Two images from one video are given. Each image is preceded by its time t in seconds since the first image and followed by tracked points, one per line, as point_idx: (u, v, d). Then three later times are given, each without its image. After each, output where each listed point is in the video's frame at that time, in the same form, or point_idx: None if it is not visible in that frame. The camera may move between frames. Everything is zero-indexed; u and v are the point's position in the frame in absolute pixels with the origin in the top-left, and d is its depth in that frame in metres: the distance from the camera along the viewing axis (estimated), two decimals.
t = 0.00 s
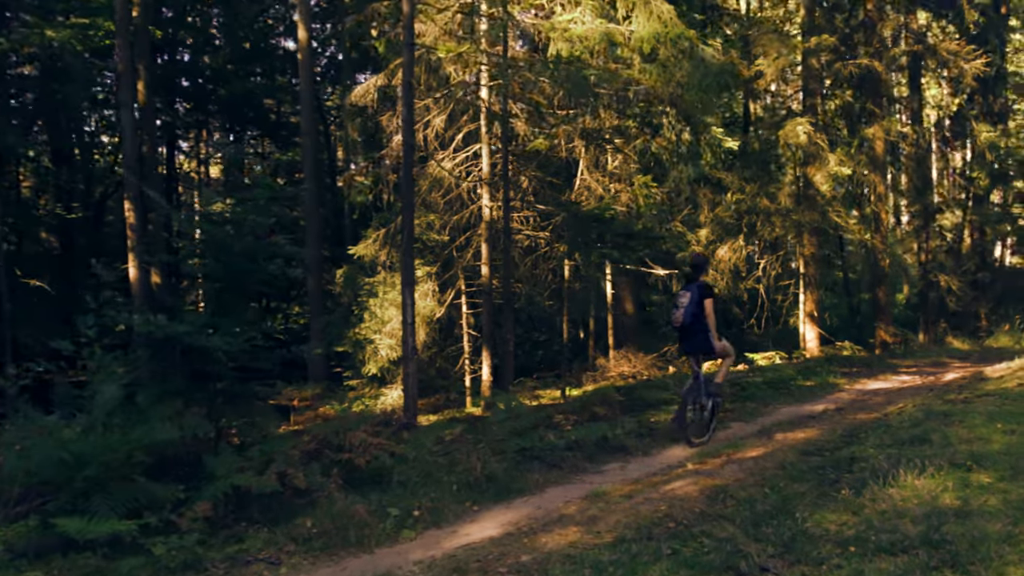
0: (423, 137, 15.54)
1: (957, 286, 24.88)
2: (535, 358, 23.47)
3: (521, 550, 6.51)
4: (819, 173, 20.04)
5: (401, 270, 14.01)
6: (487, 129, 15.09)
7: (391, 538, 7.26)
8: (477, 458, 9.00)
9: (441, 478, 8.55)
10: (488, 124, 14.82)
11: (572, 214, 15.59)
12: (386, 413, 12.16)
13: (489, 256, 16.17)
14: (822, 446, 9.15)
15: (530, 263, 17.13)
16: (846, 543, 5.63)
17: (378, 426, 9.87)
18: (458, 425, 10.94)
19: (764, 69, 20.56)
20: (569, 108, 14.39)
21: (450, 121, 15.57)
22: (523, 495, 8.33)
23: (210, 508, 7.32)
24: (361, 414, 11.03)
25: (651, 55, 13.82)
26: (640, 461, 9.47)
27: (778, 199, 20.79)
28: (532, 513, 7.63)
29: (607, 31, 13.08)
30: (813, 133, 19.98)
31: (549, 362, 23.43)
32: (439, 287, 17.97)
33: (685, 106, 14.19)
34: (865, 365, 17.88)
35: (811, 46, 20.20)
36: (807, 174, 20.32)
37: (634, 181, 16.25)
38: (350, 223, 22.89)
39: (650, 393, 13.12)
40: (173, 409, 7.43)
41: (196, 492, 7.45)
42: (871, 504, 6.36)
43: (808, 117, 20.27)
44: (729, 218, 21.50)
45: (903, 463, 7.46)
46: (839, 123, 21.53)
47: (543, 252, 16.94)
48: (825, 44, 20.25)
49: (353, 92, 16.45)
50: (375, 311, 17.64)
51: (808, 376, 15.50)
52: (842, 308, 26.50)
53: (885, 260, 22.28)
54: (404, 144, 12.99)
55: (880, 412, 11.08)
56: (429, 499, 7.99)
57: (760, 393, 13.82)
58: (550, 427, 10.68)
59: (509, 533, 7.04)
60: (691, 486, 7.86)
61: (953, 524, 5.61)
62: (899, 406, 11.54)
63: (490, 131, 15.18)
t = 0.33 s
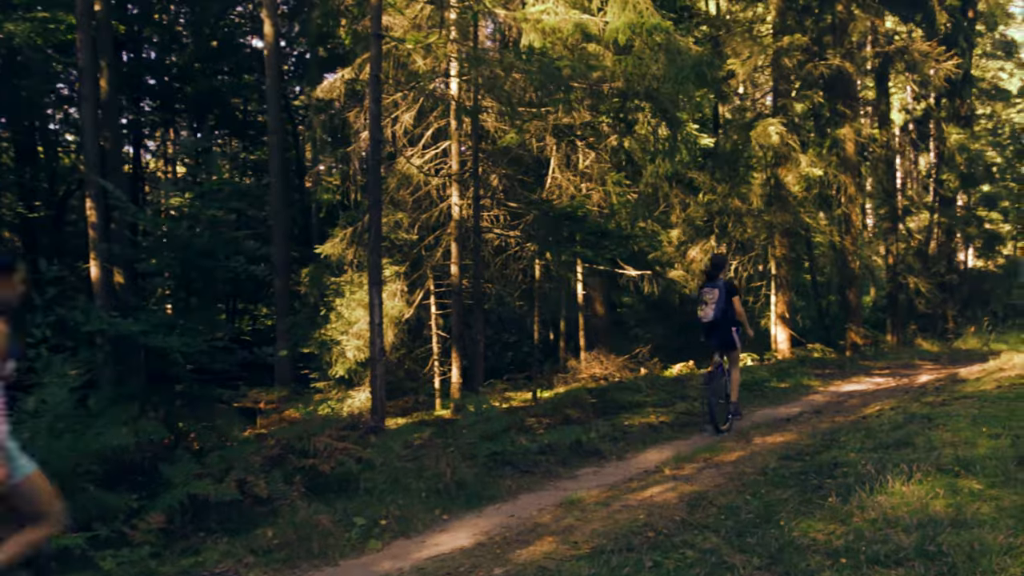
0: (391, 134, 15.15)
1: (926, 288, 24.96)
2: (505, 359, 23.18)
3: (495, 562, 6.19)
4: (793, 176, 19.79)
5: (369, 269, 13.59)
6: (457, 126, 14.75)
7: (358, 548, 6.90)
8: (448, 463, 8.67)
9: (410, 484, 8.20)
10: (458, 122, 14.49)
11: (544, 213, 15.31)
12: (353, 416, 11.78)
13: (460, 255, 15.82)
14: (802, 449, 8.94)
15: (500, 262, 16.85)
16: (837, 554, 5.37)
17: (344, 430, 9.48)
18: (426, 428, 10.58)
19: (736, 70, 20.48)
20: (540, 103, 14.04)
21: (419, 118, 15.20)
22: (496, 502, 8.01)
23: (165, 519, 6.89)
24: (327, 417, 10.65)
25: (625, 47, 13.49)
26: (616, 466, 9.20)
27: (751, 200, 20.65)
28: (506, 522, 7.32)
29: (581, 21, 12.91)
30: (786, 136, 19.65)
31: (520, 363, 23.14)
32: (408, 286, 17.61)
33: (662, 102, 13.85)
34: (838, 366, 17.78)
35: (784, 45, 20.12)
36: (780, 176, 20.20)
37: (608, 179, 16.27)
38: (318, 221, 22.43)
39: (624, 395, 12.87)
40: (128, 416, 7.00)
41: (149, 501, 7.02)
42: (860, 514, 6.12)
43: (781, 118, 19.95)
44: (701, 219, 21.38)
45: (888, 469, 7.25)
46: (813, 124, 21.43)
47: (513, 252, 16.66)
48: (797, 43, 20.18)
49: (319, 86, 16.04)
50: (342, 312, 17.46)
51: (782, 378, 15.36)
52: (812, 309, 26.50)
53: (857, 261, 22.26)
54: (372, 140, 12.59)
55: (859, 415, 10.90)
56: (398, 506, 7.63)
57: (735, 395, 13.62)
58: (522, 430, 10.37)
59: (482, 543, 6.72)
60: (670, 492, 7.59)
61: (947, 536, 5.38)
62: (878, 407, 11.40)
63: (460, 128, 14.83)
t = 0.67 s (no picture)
0: (349, 127, 14.73)
1: (886, 287, 25.09)
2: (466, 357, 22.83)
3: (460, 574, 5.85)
4: (755, 172, 19.78)
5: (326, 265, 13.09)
6: (416, 118, 14.38)
7: (313, 558, 6.50)
8: (409, 466, 8.30)
9: (369, 489, 7.78)
10: (419, 114, 14.14)
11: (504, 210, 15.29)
12: (309, 417, 11.33)
13: (420, 252, 15.48)
14: (773, 450, 8.76)
15: (462, 258, 16.50)
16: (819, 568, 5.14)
17: (300, 433, 9.04)
18: (386, 431, 10.18)
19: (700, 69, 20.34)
20: (502, 93, 13.55)
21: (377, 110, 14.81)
22: (459, 508, 7.66)
23: (104, 528, 6.38)
24: (283, 418, 10.20)
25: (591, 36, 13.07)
26: (583, 468, 8.92)
27: (714, 199, 20.45)
28: (470, 530, 6.98)
29: (543, 10, 12.51)
30: (749, 133, 19.56)
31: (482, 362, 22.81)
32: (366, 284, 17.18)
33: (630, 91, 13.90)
34: (802, 364, 17.74)
35: (748, 43, 20.00)
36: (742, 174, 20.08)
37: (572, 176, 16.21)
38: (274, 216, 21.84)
39: (589, 396, 12.59)
40: (63, 423, 5.62)
41: (88, 508, 6.51)
42: (840, 519, 5.95)
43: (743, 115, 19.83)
44: (664, 216, 21.18)
45: (863, 471, 7.07)
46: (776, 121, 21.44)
47: (473, 249, 16.34)
48: (762, 40, 20.06)
49: (272, 77, 15.46)
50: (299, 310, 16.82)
51: (747, 376, 15.24)
52: (774, 307, 26.48)
53: (820, 260, 22.27)
54: (330, 130, 12.12)
55: (828, 414, 10.76)
56: (356, 513, 7.24)
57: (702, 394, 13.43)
58: (485, 430, 10.02)
59: (445, 552, 6.38)
60: (639, 495, 7.33)
61: (933, 545, 5.20)
62: (844, 407, 11.31)
63: (419, 121, 14.46)
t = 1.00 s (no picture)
0: (297, 116, 14.43)
1: (838, 284, 25.07)
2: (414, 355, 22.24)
3: None
4: (709, 167, 19.74)
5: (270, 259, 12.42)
6: (366, 107, 13.88)
7: None
8: (354, 471, 7.78)
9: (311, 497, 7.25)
10: (370, 103, 13.69)
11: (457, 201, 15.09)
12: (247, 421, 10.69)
13: (370, 246, 14.93)
14: (735, 451, 8.41)
15: (413, 252, 16.04)
16: None
17: (239, 437, 8.46)
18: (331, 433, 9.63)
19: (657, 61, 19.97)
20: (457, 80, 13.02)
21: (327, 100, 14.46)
22: (409, 517, 7.18)
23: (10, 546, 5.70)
24: (219, 421, 9.57)
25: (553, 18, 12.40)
26: (539, 471, 8.51)
27: (669, 194, 20.13)
28: (421, 543, 6.54)
29: None
30: (705, 128, 19.49)
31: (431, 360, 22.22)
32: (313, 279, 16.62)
33: (589, 76, 13.46)
34: (757, 361, 17.54)
35: (705, 36, 19.74)
36: (696, 169, 19.93)
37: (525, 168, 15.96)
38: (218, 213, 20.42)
39: (542, 395, 12.17)
40: None
41: None
42: (817, 527, 5.62)
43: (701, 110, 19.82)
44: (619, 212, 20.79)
45: (833, 475, 6.74)
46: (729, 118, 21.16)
47: (425, 243, 15.87)
48: (719, 34, 19.80)
49: (213, 62, 14.68)
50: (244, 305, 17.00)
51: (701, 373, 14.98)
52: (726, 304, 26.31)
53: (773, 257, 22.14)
54: (274, 117, 11.42)
55: (788, 413, 10.50)
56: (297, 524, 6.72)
57: (658, 393, 13.10)
58: (435, 432, 9.53)
59: (395, 566, 5.92)
60: (599, 501, 6.95)
61: (918, 558, 4.85)
62: (803, 404, 11.08)
63: (369, 110, 13.95)
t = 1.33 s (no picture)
0: (235, 102, 13.89)
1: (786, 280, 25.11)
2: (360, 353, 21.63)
3: None
4: (659, 163, 19.68)
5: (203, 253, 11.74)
6: (308, 92, 13.34)
7: None
8: (296, 477, 7.29)
9: (249, 506, 6.75)
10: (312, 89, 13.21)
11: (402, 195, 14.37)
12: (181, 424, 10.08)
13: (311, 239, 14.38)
14: (697, 452, 8.10)
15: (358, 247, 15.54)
16: None
17: (170, 441, 7.87)
18: (272, 436, 9.09)
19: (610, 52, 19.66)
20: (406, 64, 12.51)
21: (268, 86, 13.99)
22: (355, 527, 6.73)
23: None
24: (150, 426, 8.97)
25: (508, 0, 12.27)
26: (491, 476, 8.12)
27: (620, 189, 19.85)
28: (368, 556, 6.11)
29: None
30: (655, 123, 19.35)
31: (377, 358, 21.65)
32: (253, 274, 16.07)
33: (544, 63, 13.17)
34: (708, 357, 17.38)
35: (656, 28, 19.54)
36: (646, 163, 19.80)
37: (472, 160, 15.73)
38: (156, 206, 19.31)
39: (493, 395, 11.77)
40: None
41: None
42: (790, 534, 5.30)
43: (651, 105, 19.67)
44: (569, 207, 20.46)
45: (802, 478, 6.44)
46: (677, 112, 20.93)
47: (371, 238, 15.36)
48: (670, 26, 19.59)
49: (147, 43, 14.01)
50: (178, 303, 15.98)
51: (654, 370, 14.71)
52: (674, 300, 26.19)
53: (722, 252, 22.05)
54: (207, 97, 10.72)
55: (745, 411, 10.26)
56: (232, 538, 6.22)
57: (612, 391, 12.78)
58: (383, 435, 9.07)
59: None
60: (558, 506, 6.59)
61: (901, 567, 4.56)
62: (759, 402, 10.87)
63: (311, 96, 13.39)
